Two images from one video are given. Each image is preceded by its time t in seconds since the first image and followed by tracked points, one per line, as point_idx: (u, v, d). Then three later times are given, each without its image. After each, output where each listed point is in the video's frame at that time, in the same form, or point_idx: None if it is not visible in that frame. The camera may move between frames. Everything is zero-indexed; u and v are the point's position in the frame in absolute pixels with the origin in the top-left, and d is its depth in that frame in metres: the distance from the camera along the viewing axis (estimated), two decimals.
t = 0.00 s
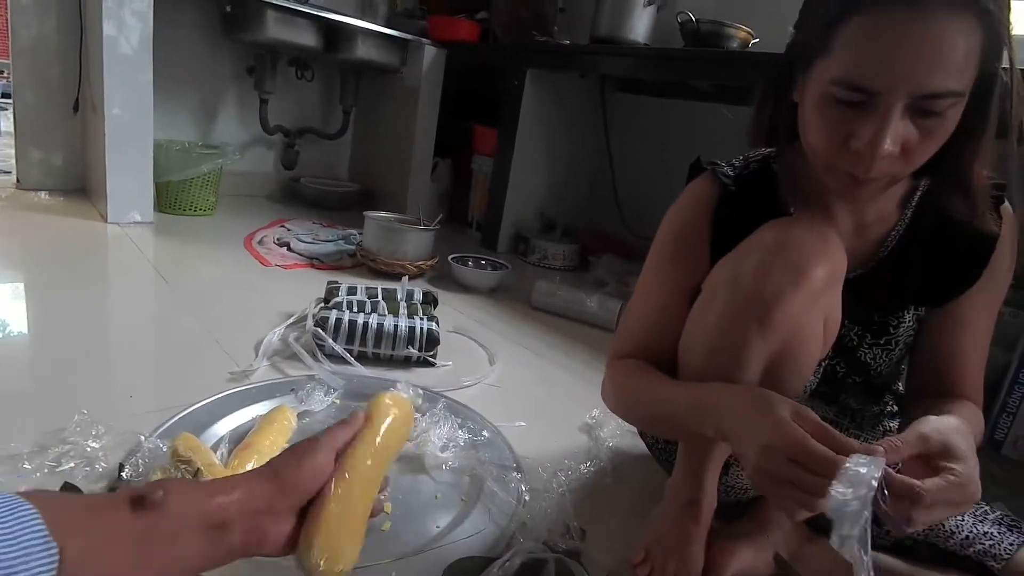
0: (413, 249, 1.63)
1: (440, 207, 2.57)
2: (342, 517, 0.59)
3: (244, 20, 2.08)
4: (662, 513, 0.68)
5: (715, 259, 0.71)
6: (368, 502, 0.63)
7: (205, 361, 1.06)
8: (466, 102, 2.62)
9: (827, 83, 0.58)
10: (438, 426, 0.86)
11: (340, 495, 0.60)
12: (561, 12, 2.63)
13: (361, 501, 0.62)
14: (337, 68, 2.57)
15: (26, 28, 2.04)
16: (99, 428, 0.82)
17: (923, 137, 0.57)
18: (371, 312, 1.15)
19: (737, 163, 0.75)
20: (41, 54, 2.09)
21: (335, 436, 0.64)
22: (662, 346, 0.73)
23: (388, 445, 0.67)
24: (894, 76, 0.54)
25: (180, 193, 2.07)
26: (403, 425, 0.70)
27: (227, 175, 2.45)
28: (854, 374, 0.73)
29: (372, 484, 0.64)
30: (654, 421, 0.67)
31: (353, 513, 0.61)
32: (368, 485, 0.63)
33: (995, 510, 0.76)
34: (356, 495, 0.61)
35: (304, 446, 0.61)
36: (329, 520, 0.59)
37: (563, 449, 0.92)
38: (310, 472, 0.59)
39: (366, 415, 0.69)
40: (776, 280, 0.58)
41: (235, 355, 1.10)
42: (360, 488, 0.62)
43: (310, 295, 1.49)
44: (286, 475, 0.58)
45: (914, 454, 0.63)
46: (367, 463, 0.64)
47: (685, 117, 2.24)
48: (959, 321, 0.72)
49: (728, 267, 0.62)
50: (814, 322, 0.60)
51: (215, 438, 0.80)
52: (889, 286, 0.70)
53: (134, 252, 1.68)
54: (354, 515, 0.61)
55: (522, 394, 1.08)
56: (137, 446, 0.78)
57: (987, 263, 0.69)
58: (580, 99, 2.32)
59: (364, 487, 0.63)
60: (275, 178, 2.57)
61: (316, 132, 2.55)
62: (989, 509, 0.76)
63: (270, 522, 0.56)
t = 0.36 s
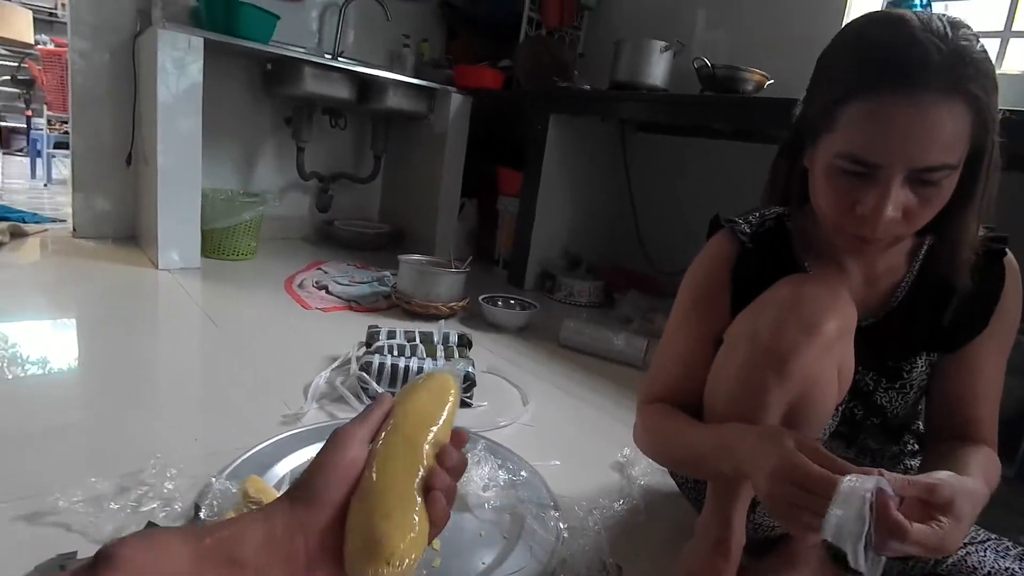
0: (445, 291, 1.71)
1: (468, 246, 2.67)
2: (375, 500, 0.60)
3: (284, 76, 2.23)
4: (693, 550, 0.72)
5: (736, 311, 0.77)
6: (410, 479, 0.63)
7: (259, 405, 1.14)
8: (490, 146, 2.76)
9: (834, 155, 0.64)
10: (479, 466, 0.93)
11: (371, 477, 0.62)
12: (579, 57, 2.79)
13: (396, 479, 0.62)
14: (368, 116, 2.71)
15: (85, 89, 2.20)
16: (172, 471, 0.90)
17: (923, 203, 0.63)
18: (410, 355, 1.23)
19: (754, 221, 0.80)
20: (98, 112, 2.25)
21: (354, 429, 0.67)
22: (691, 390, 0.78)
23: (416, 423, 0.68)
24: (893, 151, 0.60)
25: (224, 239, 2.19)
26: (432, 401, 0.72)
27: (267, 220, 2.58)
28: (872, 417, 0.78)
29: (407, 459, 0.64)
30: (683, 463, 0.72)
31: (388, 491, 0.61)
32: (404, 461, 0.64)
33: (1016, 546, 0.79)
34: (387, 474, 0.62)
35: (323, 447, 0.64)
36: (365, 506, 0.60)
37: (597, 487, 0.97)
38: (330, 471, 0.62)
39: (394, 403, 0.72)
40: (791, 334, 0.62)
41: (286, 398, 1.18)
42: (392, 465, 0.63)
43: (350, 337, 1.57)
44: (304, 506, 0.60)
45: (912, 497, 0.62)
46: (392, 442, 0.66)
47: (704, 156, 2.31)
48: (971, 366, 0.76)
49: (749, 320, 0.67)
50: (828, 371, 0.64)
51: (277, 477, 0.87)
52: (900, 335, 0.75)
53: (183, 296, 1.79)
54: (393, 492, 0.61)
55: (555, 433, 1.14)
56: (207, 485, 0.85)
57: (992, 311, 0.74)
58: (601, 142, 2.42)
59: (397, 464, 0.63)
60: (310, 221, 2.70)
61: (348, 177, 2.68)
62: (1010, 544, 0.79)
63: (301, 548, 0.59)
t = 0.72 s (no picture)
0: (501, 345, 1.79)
1: (520, 301, 2.77)
2: (411, 411, 0.67)
3: (348, 149, 2.42)
4: None
5: (781, 360, 0.81)
6: (446, 390, 0.68)
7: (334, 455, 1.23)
8: (537, 202, 2.87)
9: (863, 218, 0.69)
10: (540, 514, 0.98)
11: (412, 386, 0.69)
12: (621, 117, 2.95)
13: (431, 391, 0.68)
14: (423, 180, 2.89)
15: (175, 166, 2.45)
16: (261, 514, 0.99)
17: (951, 258, 0.67)
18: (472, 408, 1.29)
19: (794, 274, 0.86)
20: (185, 187, 2.49)
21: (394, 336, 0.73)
22: (740, 434, 0.82)
23: (453, 331, 0.71)
24: (918, 214, 0.66)
25: (293, 299, 2.36)
26: (470, 303, 0.73)
27: (332, 281, 2.75)
28: (924, 461, 0.80)
29: (442, 371, 0.69)
30: (737, 507, 0.75)
31: (422, 404, 0.68)
32: (439, 373, 0.69)
33: None
34: (422, 387, 0.68)
35: (366, 349, 0.72)
36: (403, 416, 0.68)
37: (655, 536, 1.00)
38: (373, 375, 0.71)
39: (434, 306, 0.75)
40: (833, 382, 0.67)
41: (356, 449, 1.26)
42: (429, 377, 0.69)
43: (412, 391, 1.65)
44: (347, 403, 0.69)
45: (960, 542, 0.64)
46: (428, 353, 0.70)
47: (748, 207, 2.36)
48: (1021, 412, 0.78)
49: (793, 367, 0.71)
50: (870, 415, 0.68)
51: (355, 521, 0.94)
52: (942, 380, 0.78)
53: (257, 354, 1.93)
54: (430, 400, 0.68)
55: (611, 482, 1.18)
56: (292, 529, 0.93)
57: None
58: (646, 196, 2.51)
59: (433, 376, 0.69)
60: (370, 280, 2.86)
61: (406, 238, 2.84)
62: None
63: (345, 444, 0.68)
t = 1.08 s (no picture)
0: (537, 398, 1.82)
1: (557, 354, 2.82)
2: (397, 358, 0.66)
3: (389, 210, 2.54)
4: None
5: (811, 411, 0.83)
6: (434, 336, 0.66)
7: (375, 509, 1.26)
8: (571, 255, 3.04)
9: (882, 277, 0.72)
10: (578, 569, 0.99)
11: (400, 336, 0.67)
12: (652, 171, 3.03)
13: (418, 337, 0.66)
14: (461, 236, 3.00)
15: (229, 229, 2.61)
16: (308, 566, 1.02)
17: (972, 313, 0.69)
18: (508, 462, 1.32)
19: (820, 327, 0.87)
20: (238, 248, 2.64)
21: (387, 290, 0.75)
22: (774, 490, 0.82)
23: (445, 278, 0.69)
24: (934, 273, 0.68)
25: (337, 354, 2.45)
26: (465, 252, 0.70)
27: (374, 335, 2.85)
28: (963, 514, 0.80)
29: (431, 317, 0.67)
30: (771, 564, 0.74)
31: (410, 349, 0.65)
32: (428, 320, 0.67)
33: None
34: (409, 335, 0.66)
35: (360, 300, 0.76)
36: (392, 363, 0.66)
37: None
38: (366, 329, 0.75)
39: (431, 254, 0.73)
40: (857, 435, 0.65)
41: (397, 503, 1.29)
42: (418, 323, 0.67)
43: (451, 445, 1.68)
44: (334, 351, 0.76)
45: None
46: (417, 302, 0.69)
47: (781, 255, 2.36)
48: None
49: (817, 422, 0.70)
50: (900, 470, 0.66)
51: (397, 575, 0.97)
52: (976, 430, 0.78)
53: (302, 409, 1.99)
54: (417, 350, 0.65)
55: (648, 537, 1.19)
56: None
57: None
58: (679, 247, 2.54)
59: (423, 322, 0.67)
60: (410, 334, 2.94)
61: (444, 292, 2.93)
62: None
63: (336, 391, 0.75)
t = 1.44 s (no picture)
0: (562, 432, 1.81)
1: (581, 386, 2.80)
2: (434, 392, 0.68)
3: (415, 243, 2.58)
4: None
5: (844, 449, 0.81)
6: (471, 373, 0.68)
7: (400, 545, 1.25)
8: (596, 288, 3.04)
9: (917, 312, 0.71)
10: None
11: (437, 371, 0.70)
12: (675, 204, 3.04)
13: (454, 373, 0.68)
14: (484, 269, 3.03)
15: (259, 263, 2.67)
16: None
17: (1012, 348, 0.67)
18: (534, 497, 1.30)
19: (851, 362, 0.86)
20: (267, 282, 2.70)
21: (425, 318, 0.77)
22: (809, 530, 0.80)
23: (482, 313, 0.70)
24: (971, 308, 0.67)
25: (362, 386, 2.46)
26: (501, 286, 0.72)
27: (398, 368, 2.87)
28: (1012, 558, 0.75)
29: (467, 354, 0.69)
30: None
31: (446, 385, 0.68)
32: (463, 356, 0.69)
33: None
34: (445, 369, 0.69)
35: (399, 329, 0.78)
36: (427, 397, 0.69)
37: None
38: (405, 357, 0.77)
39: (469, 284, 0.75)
40: (894, 473, 0.64)
41: (421, 539, 1.28)
42: (453, 359, 0.69)
43: (476, 479, 1.67)
44: (372, 379, 0.77)
45: None
46: (454, 335, 0.71)
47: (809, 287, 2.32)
48: None
49: (852, 459, 0.68)
50: (939, 510, 0.64)
51: None
52: (1020, 467, 0.74)
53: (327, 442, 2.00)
54: (453, 388, 0.67)
55: None
56: None
57: None
58: (704, 279, 2.53)
59: (460, 358, 0.69)
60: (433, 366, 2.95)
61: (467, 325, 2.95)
62: None
63: (372, 420, 0.76)
